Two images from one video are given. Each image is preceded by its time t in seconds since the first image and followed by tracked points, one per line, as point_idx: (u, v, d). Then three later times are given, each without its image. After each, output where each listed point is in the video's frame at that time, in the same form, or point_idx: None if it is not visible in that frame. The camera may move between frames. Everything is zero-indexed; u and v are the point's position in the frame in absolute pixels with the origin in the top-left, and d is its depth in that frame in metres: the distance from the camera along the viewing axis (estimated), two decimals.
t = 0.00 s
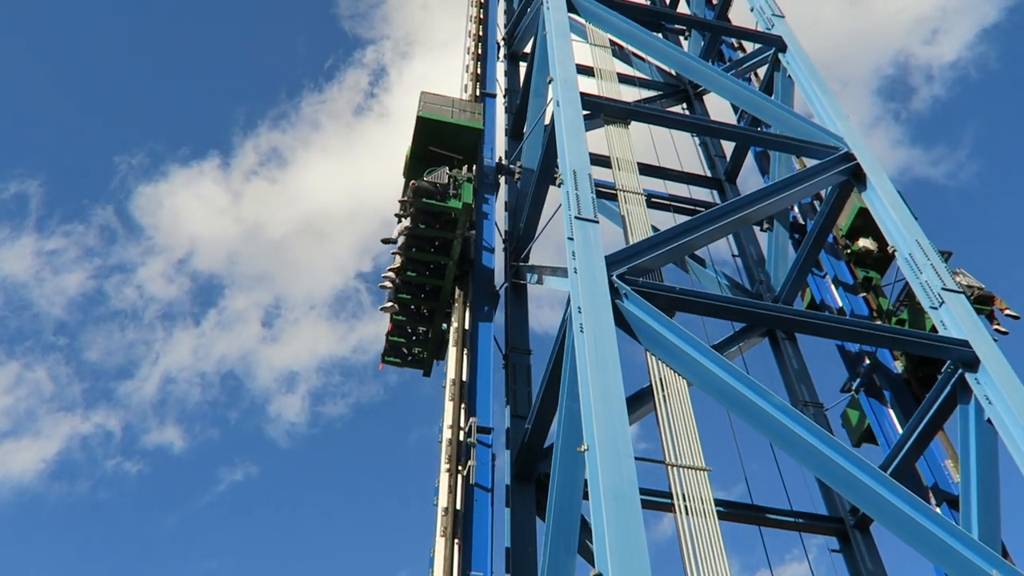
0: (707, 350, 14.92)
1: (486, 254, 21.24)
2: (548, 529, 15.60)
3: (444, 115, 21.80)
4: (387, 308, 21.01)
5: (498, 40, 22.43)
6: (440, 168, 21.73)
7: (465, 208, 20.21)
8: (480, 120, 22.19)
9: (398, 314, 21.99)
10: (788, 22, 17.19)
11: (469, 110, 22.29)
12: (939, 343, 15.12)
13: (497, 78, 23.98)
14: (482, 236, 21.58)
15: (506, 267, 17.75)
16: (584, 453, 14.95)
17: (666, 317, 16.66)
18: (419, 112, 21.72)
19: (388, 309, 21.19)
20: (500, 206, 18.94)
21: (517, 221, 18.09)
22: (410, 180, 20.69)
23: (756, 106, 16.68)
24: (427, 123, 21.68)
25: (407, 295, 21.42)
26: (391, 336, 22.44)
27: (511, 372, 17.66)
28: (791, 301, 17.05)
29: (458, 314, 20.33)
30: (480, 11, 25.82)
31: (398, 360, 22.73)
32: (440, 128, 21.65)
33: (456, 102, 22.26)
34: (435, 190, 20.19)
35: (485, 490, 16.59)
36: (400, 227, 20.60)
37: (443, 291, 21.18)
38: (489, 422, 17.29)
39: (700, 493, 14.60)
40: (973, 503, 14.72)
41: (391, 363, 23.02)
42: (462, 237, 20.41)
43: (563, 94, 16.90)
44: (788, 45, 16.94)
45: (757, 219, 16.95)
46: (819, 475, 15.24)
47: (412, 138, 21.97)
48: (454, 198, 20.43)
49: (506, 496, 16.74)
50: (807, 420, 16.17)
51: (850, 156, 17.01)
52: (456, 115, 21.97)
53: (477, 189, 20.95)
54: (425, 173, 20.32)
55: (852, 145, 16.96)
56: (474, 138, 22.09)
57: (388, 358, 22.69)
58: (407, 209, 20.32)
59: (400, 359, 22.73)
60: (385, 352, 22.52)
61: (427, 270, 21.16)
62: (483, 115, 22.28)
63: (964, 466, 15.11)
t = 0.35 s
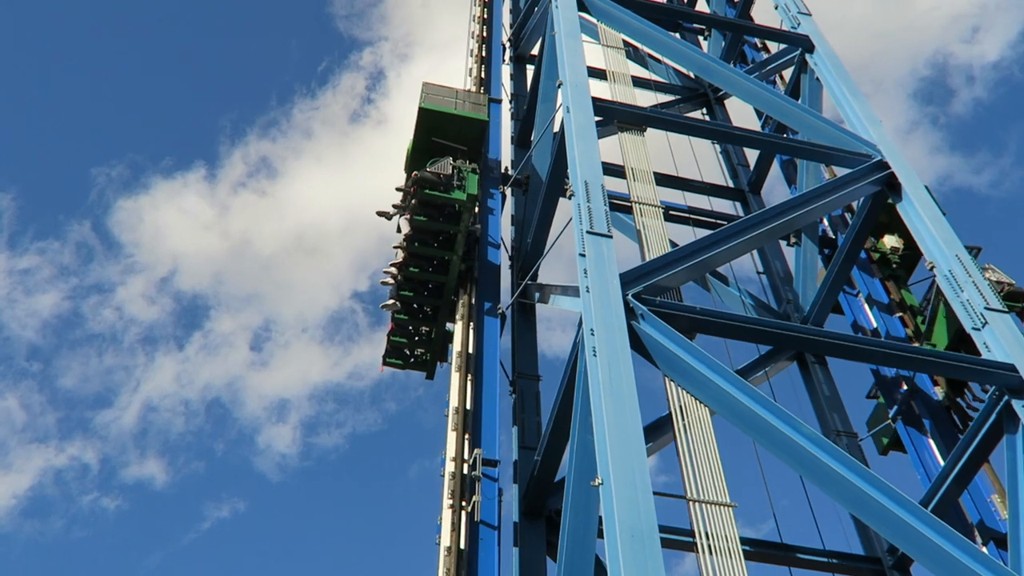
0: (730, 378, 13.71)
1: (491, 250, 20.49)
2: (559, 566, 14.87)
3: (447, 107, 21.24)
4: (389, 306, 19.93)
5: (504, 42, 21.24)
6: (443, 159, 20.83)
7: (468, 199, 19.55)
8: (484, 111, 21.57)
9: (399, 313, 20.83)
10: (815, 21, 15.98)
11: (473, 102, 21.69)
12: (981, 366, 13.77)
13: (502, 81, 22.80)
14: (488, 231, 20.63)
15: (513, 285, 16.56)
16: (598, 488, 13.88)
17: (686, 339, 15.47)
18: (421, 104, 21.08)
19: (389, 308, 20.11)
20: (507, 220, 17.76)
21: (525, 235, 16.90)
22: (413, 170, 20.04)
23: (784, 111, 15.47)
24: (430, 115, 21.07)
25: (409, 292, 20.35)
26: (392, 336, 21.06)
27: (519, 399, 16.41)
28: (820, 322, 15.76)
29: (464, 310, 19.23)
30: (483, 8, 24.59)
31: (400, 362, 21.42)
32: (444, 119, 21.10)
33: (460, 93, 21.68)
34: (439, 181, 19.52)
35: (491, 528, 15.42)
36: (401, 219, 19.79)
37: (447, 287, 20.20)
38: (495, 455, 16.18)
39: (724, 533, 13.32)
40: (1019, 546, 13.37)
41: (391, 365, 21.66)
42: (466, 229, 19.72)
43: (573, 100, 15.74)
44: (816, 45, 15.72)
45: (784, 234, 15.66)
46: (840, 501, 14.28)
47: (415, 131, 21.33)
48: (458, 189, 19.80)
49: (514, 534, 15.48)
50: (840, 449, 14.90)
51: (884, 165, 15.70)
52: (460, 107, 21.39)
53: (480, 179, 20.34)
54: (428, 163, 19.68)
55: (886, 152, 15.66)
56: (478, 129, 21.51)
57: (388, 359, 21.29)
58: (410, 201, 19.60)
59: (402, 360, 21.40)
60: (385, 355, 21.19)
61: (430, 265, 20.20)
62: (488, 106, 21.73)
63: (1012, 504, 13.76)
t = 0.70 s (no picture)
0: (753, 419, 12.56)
1: (493, 255, 20.00)
2: None
3: (447, 107, 20.47)
4: (387, 311, 19.41)
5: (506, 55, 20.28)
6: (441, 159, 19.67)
7: (470, 199, 18.81)
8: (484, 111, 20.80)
9: (397, 319, 20.35)
10: (838, 31, 14.96)
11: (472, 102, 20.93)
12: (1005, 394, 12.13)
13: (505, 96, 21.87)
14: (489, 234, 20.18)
15: (516, 314, 15.48)
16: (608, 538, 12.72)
17: (702, 373, 14.35)
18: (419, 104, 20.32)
19: (388, 313, 19.57)
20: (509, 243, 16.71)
21: (529, 260, 15.82)
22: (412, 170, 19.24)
23: (809, 128, 14.39)
24: (429, 115, 20.23)
25: (407, 297, 19.91)
26: (390, 344, 20.72)
27: (522, 437, 15.28)
28: (847, 354, 14.64)
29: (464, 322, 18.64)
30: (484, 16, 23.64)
31: (398, 371, 21.10)
32: (443, 119, 20.28)
33: (459, 94, 20.92)
34: (439, 180, 18.73)
35: None
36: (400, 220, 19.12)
37: (446, 291, 19.73)
38: (496, 497, 15.31)
39: None
40: None
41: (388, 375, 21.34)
42: (468, 231, 19.03)
43: (580, 115, 14.73)
44: (840, 57, 14.68)
45: (807, 258, 14.58)
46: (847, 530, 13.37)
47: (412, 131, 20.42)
48: (459, 188, 19.04)
49: None
50: (872, 492, 13.70)
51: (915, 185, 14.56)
52: (459, 107, 20.60)
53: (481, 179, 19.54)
54: (428, 162, 18.89)
55: (916, 171, 14.54)
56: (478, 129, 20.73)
57: (386, 369, 20.99)
58: (410, 201, 18.85)
59: (400, 370, 21.09)
60: (383, 362, 20.81)
61: (429, 269, 19.67)
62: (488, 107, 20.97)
63: None
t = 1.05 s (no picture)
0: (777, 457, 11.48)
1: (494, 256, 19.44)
2: None
3: (446, 104, 19.81)
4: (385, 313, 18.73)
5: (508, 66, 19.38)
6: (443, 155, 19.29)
7: (470, 196, 18.35)
8: (485, 108, 20.18)
9: (395, 323, 19.67)
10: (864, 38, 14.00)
11: (472, 98, 20.29)
12: None
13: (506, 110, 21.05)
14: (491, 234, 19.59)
15: (520, 343, 14.45)
16: None
17: (722, 406, 13.27)
18: (418, 101, 19.61)
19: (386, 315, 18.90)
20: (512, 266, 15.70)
21: (533, 284, 14.78)
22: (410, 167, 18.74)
23: (832, 140, 13.40)
24: (428, 112, 19.58)
25: (405, 301, 19.21)
26: (387, 349, 20.01)
27: (527, 476, 14.21)
28: (878, 384, 13.57)
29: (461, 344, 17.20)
30: (485, 22, 22.76)
31: (396, 379, 20.33)
32: (443, 117, 19.62)
33: (458, 91, 20.28)
34: (438, 176, 18.26)
35: None
36: (398, 220, 18.55)
37: (446, 294, 19.11)
38: (500, 541, 14.30)
39: None
40: None
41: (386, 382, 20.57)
42: (469, 229, 18.48)
43: (588, 129, 13.73)
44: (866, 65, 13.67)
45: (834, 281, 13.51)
46: None
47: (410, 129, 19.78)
48: (458, 185, 18.59)
49: None
50: (908, 537, 12.57)
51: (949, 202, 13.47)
52: (460, 104, 20.01)
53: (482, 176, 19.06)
54: (427, 158, 18.43)
55: (950, 187, 13.45)
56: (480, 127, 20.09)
57: (384, 376, 20.24)
58: (408, 198, 18.35)
59: (398, 377, 20.33)
60: (381, 370, 20.12)
61: (428, 270, 19.08)
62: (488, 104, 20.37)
63: None
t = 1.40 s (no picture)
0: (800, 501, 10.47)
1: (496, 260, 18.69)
2: None
3: (445, 102, 19.10)
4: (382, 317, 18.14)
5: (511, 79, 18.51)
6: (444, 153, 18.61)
7: (470, 195, 17.70)
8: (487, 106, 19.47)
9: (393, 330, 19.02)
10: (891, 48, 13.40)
11: (473, 95, 19.58)
12: None
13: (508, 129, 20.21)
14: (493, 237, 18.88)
15: (523, 378, 13.52)
16: None
17: (743, 444, 12.29)
18: (416, 100, 18.94)
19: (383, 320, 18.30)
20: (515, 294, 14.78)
21: (537, 313, 13.85)
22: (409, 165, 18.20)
23: (860, 159, 12.46)
24: (427, 111, 18.93)
25: (403, 305, 18.62)
26: (385, 357, 19.38)
27: (531, 522, 13.22)
28: (911, 421, 12.61)
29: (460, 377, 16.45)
30: (486, 28, 22.00)
31: (394, 389, 19.68)
32: (442, 116, 18.96)
33: (458, 89, 19.56)
34: (437, 175, 17.70)
35: None
36: (396, 221, 18.06)
37: (446, 298, 18.48)
38: None
39: None
40: None
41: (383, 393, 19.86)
42: (469, 230, 17.87)
43: (596, 145, 12.83)
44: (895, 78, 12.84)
45: (862, 310, 12.52)
46: None
47: (408, 128, 19.13)
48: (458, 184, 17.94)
49: None
50: None
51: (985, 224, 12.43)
52: (460, 103, 19.28)
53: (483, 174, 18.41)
54: (426, 155, 17.87)
55: (987, 209, 12.41)
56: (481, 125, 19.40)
57: (381, 386, 19.58)
58: (406, 198, 17.81)
59: (396, 387, 19.67)
60: (378, 379, 19.50)
61: (427, 273, 18.52)
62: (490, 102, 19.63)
63: None
